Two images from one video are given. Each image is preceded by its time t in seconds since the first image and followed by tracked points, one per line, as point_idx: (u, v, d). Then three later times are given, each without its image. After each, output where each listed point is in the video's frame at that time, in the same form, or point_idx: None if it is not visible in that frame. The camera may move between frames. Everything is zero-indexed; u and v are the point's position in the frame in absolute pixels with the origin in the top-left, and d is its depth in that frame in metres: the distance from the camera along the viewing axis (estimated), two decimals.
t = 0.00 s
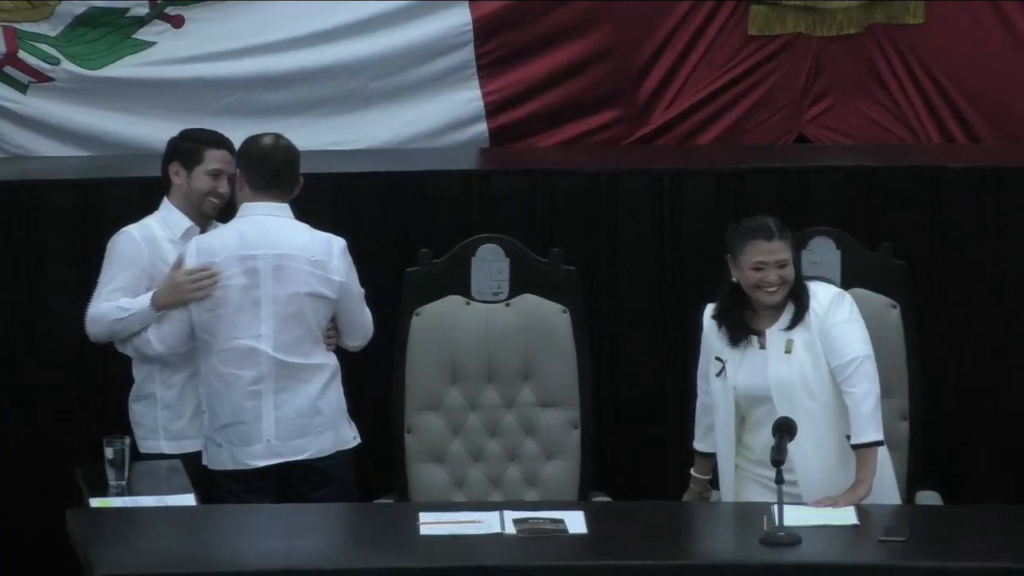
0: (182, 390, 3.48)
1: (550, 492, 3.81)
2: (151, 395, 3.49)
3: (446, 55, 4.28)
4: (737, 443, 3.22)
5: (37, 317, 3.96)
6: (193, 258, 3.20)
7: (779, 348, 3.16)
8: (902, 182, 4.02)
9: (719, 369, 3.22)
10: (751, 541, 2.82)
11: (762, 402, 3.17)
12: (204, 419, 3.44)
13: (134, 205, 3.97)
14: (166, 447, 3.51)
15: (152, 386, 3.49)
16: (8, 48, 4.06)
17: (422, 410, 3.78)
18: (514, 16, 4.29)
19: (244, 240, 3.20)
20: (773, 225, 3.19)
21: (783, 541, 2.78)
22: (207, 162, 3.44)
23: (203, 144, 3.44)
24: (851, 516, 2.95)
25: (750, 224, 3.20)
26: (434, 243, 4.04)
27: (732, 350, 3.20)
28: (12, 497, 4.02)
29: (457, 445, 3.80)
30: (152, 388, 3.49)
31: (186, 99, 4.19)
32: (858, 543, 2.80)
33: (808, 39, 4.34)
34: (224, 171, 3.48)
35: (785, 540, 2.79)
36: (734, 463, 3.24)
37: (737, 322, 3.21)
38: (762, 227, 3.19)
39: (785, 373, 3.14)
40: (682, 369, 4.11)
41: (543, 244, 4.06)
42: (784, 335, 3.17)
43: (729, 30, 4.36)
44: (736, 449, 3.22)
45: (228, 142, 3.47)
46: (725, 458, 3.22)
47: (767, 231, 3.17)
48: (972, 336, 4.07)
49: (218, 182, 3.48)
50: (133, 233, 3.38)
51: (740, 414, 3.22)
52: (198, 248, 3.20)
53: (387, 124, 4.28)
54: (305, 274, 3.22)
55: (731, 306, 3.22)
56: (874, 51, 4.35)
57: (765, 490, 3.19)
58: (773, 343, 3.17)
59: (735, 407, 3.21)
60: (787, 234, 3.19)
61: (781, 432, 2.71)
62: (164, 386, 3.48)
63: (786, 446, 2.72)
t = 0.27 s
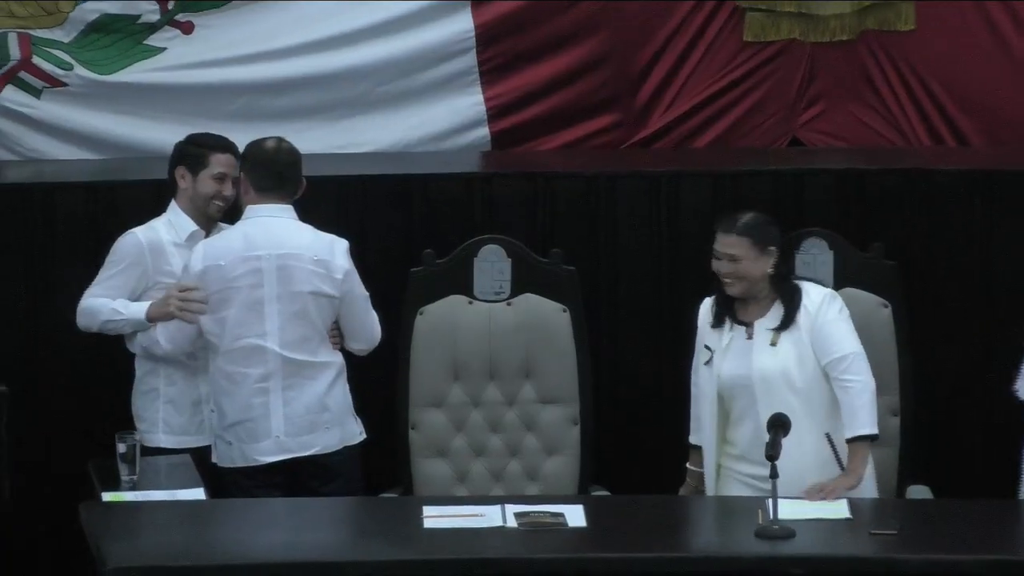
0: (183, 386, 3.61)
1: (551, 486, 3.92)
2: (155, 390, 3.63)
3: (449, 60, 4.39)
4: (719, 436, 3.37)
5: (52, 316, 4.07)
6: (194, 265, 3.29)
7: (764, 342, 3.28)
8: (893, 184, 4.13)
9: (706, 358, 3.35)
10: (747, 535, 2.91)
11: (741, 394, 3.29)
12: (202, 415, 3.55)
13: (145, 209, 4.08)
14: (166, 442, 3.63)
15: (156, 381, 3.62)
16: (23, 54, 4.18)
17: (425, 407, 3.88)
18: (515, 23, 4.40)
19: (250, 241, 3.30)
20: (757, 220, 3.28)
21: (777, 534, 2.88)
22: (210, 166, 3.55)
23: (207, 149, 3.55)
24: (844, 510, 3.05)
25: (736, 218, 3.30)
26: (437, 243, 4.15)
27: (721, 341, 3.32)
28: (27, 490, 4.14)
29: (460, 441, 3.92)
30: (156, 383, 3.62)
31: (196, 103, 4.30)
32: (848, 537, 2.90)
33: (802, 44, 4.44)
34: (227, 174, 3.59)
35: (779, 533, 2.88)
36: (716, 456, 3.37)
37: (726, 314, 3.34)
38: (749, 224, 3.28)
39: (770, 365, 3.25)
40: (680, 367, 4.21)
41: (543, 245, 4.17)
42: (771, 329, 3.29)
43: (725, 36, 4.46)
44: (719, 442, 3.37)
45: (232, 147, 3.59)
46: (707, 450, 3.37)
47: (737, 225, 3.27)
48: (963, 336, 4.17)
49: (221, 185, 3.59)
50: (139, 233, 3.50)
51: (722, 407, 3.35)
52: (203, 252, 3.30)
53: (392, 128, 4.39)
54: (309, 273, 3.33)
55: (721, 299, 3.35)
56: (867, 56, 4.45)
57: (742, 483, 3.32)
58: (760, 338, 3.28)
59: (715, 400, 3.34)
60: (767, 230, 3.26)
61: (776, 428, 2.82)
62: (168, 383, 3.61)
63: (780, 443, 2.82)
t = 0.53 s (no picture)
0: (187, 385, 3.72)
1: (546, 482, 4.03)
2: (158, 390, 3.73)
3: (447, 67, 4.49)
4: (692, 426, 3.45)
5: (60, 316, 4.18)
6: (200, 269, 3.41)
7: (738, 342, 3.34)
8: (880, 188, 4.23)
9: (688, 349, 3.46)
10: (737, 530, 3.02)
11: (710, 390, 3.36)
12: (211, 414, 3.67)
13: (148, 211, 4.17)
14: (170, 439, 3.73)
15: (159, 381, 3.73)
16: (32, 61, 4.27)
17: (424, 404, 3.99)
18: (512, 30, 4.50)
19: (254, 244, 3.41)
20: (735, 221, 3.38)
21: (766, 529, 2.98)
22: (211, 173, 3.63)
23: (207, 155, 3.63)
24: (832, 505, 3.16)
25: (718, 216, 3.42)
26: (435, 246, 4.25)
27: (699, 335, 3.43)
28: (35, 487, 4.24)
29: (457, 438, 4.02)
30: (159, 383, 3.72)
31: (200, 109, 4.41)
32: (833, 530, 3.01)
33: (791, 51, 4.57)
34: (228, 179, 3.67)
35: (768, 528, 2.99)
36: (690, 447, 3.47)
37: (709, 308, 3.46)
38: (721, 225, 3.38)
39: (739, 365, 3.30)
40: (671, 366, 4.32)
41: (538, 246, 4.27)
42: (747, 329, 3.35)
43: (716, 43, 4.58)
44: (692, 433, 3.46)
45: (233, 152, 3.66)
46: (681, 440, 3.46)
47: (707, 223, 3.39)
48: (947, 335, 4.29)
49: (222, 189, 3.68)
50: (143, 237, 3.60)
51: (696, 401, 3.43)
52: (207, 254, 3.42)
53: (391, 133, 4.49)
54: (309, 276, 3.44)
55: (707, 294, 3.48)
56: (856, 63, 4.58)
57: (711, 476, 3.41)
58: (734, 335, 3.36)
59: (689, 393, 3.43)
60: (732, 230, 3.35)
61: (766, 425, 2.87)
62: (171, 382, 3.72)
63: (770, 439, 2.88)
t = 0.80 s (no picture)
0: (188, 382, 3.83)
1: (540, 477, 4.14)
2: (158, 385, 3.84)
3: (444, 71, 4.60)
4: (677, 415, 3.60)
5: (67, 315, 4.28)
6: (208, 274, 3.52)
7: (720, 339, 3.44)
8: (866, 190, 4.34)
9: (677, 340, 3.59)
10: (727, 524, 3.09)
11: (690, 382, 3.49)
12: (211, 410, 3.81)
13: (152, 212, 4.27)
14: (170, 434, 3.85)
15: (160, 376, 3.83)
16: (39, 66, 4.38)
17: (422, 400, 4.10)
18: (507, 35, 4.61)
19: (262, 247, 3.52)
20: (727, 221, 3.46)
21: (756, 522, 3.06)
22: (215, 175, 3.75)
23: (212, 158, 3.75)
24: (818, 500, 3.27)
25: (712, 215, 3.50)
26: (432, 246, 4.36)
27: (686, 328, 3.55)
28: (42, 481, 4.35)
29: (454, 433, 4.13)
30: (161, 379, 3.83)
31: (203, 112, 4.51)
32: (816, 522, 3.12)
33: (779, 56, 4.70)
34: (232, 181, 3.79)
35: (758, 521, 3.07)
36: (674, 436, 3.61)
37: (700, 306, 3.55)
38: (713, 224, 3.46)
39: (716, 361, 3.42)
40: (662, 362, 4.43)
41: (533, 246, 4.38)
42: (730, 328, 3.45)
43: (706, 48, 4.72)
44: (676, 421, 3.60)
45: (236, 155, 3.78)
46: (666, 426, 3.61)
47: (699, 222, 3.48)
48: (931, 333, 4.40)
49: (226, 192, 3.80)
50: (145, 237, 3.70)
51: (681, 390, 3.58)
52: (217, 258, 3.53)
53: (389, 136, 4.60)
54: (315, 278, 3.54)
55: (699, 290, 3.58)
56: (843, 69, 4.72)
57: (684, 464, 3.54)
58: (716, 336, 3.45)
59: (676, 382, 3.57)
60: (722, 231, 3.43)
61: (755, 421, 2.97)
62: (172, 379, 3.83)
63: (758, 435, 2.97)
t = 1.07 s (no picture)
0: (186, 383, 3.96)
1: (531, 472, 4.24)
2: (154, 384, 3.96)
3: (438, 76, 4.71)
4: (668, 408, 3.72)
5: (68, 313, 4.40)
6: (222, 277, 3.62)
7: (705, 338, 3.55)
8: (849, 191, 4.46)
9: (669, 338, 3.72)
10: (714, 517, 3.21)
11: (677, 378, 3.61)
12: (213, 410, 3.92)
13: (155, 214, 4.40)
14: (168, 433, 3.97)
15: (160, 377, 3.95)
16: (42, 71, 4.49)
17: (416, 397, 4.21)
18: (498, 41, 4.71)
19: (272, 250, 3.62)
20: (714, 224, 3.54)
21: (741, 515, 3.17)
22: (216, 178, 3.85)
23: (213, 162, 3.85)
24: (803, 493, 3.40)
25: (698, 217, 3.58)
26: (426, 247, 4.47)
27: (677, 326, 3.67)
28: (45, 476, 4.45)
29: (447, 429, 4.23)
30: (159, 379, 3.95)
31: (203, 116, 4.62)
32: (798, 516, 3.23)
33: (765, 61, 4.81)
34: (233, 184, 3.89)
35: (742, 514, 3.18)
36: (664, 434, 3.73)
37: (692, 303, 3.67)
38: (699, 228, 3.54)
39: (697, 359, 3.53)
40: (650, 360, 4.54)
41: (524, 246, 4.49)
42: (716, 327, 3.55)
43: (693, 53, 4.81)
44: (666, 415, 3.72)
45: (237, 159, 3.88)
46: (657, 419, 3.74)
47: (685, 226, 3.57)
48: (912, 331, 4.52)
49: (228, 195, 3.89)
50: (148, 242, 3.81)
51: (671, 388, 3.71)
52: (227, 260, 3.63)
53: (383, 139, 4.72)
54: (326, 280, 3.65)
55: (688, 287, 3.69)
56: (825, 72, 4.81)
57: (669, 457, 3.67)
58: (698, 334, 3.58)
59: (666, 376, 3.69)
60: (706, 233, 3.52)
61: (739, 417, 3.10)
62: (170, 379, 3.95)
63: (743, 430, 3.10)
